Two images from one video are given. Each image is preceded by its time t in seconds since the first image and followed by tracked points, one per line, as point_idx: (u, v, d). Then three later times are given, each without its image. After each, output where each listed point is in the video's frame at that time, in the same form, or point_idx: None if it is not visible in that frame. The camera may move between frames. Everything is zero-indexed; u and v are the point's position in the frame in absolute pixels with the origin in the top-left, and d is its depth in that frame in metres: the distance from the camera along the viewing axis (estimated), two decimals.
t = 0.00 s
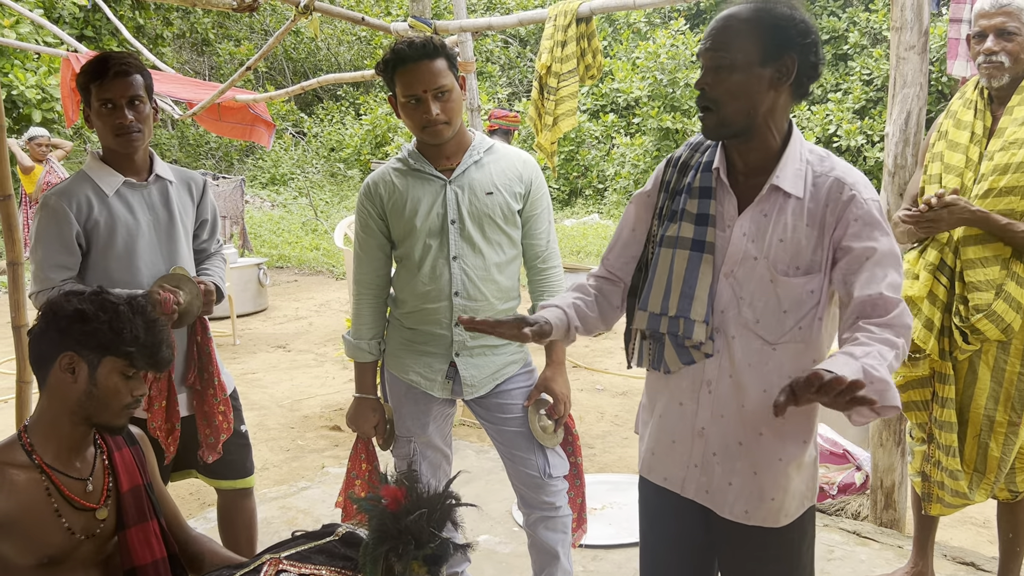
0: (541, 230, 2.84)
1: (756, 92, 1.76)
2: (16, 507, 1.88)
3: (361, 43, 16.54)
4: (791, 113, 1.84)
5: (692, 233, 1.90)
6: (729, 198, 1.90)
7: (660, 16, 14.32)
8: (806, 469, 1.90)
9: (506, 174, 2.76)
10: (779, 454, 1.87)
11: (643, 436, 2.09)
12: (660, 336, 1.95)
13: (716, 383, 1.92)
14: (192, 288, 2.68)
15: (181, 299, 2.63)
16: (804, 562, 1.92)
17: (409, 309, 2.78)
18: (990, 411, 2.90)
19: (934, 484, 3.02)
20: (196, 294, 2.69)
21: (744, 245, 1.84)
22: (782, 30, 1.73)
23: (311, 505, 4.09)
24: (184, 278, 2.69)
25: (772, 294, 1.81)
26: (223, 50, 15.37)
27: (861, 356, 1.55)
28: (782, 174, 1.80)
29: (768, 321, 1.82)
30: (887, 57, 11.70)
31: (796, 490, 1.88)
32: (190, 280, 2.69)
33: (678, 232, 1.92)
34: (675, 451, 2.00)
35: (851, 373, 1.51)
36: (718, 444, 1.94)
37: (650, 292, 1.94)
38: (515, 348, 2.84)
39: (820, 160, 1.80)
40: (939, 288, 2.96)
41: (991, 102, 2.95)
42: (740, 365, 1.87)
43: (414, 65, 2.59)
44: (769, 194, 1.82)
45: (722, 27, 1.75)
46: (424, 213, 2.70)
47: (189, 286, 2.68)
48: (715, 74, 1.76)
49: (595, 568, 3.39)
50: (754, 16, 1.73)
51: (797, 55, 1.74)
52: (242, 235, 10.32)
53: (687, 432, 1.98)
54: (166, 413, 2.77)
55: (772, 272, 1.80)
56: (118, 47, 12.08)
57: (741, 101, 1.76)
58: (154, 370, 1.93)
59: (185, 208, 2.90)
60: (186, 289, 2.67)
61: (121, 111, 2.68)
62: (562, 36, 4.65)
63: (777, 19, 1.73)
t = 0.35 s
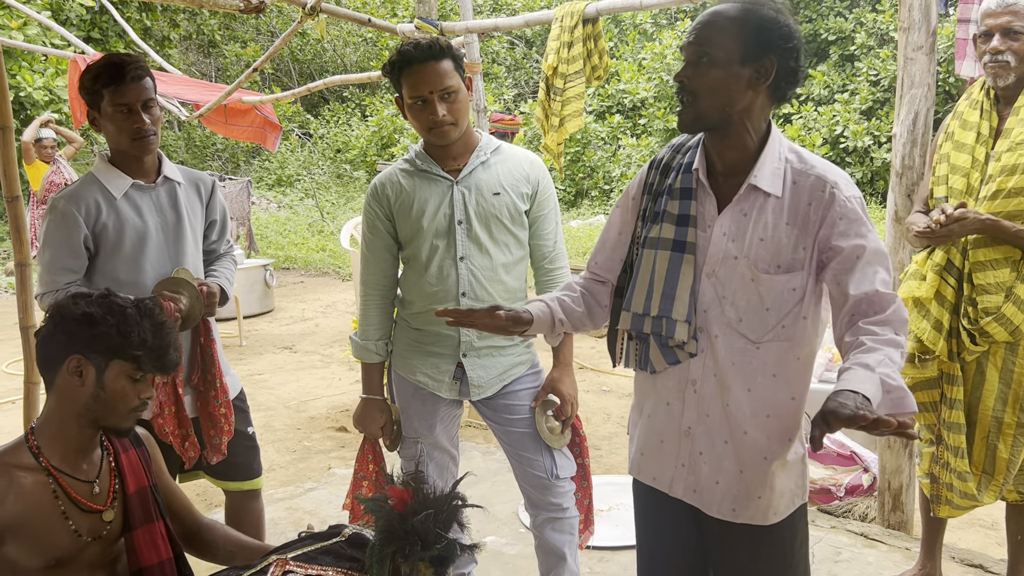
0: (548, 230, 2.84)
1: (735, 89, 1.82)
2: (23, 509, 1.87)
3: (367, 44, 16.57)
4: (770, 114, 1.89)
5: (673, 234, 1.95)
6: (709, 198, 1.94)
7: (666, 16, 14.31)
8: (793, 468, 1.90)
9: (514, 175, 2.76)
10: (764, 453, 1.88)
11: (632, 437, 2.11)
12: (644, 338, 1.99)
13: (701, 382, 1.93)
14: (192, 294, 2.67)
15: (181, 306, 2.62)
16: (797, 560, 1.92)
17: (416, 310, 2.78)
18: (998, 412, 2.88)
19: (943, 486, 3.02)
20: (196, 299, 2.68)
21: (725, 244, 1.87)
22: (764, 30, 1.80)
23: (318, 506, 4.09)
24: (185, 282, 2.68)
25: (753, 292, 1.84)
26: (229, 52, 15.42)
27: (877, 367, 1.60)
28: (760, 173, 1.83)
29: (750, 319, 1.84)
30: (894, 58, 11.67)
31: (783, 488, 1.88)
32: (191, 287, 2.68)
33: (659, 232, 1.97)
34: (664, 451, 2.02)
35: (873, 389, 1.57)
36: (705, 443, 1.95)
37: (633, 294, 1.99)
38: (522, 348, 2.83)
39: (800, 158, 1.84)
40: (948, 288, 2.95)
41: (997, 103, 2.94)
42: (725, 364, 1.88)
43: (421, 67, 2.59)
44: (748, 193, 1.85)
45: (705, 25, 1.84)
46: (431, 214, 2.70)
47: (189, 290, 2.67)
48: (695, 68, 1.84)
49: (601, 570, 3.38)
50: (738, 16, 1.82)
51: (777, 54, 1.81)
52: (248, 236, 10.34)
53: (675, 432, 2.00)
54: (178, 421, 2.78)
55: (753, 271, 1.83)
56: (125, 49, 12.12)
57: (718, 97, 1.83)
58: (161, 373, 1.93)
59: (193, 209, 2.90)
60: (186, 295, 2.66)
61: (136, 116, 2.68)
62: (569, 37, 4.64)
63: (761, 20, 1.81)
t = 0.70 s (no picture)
0: (555, 231, 2.85)
1: (729, 90, 1.82)
2: (33, 510, 1.87)
3: (373, 45, 16.60)
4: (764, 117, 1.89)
5: (667, 232, 1.96)
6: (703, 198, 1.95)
7: (672, 16, 14.29)
8: (786, 464, 1.88)
9: (521, 175, 2.75)
10: (756, 448, 1.87)
11: (628, 435, 2.11)
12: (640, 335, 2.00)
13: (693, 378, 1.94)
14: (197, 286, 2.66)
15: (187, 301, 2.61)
16: (796, 558, 1.90)
17: (423, 312, 2.77)
18: (1006, 413, 2.86)
19: (950, 486, 2.99)
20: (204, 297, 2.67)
21: (714, 243, 1.88)
22: (762, 33, 1.81)
23: (325, 507, 4.09)
24: (186, 275, 2.66)
25: (741, 291, 1.86)
26: (236, 53, 15.45)
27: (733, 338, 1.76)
28: (749, 174, 1.83)
29: (738, 317, 1.87)
30: (901, 57, 11.64)
31: (777, 485, 1.86)
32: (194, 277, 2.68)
33: (653, 230, 1.98)
34: (660, 447, 2.02)
35: (709, 350, 1.74)
36: (698, 439, 1.94)
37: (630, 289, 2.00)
38: (529, 349, 2.83)
39: (791, 158, 1.82)
40: (953, 289, 2.92)
41: (1007, 103, 2.92)
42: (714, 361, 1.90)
43: (427, 68, 2.59)
44: (736, 193, 1.86)
45: (706, 25, 1.84)
46: (439, 215, 2.69)
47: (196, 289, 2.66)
48: (693, 66, 1.84)
49: (609, 571, 3.38)
50: (740, 20, 1.82)
51: (773, 58, 1.81)
52: (255, 237, 10.36)
53: (670, 430, 1.99)
54: (176, 414, 2.76)
55: (739, 270, 1.85)
56: (132, 50, 12.16)
57: (710, 97, 1.83)
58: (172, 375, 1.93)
59: (201, 209, 2.91)
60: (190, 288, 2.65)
61: (157, 114, 2.71)
62: (576, 37, 4.64)
63: (763, 25, 1.81)
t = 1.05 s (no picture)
0: (561, 233, 2.85)
1: (725, 92, 1.84)
2: (44, 510, 1.88)
3: (379, 47, 16.65)
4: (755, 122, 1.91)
5: (659, 233, 1.96)
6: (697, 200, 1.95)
7: (677, 17, 14.30)
8: (782, 463, 1.89)
9: (527, 177, 2.76)
10: (751, 447, 1.88)
11: (626, 435, 2.11)
12: (635, 335, 1.99)
13: (689, 379, 1.94)
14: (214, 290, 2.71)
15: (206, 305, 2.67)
16: (795, 556, 1.92)
17: (431, 313, 2.79)
18: (1017, 413, 2.86)
19: (960, 488, 3.00)
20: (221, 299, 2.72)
21: (709, 244, 1.89)
22: (760, 37, 1.83)
23: (333, 507, 4.11)
24: (204, 278, 2.71)
25: (735, 292, 1.85)
26: (242, 55, 15.52)
27: (853, 367, 1.62)
28: (742, 175, 1.84)
29: (733, 318, 1.86)
30: (908, 57, 11.64)
31: (773, 484, 1.88)
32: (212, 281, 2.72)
33: (647, 232, 1.98)
34: (658, 447, 2.02)
35: (847, 387, 1.60)
36: (695, 440, 1.95)
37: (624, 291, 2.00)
38: (536, 350, 2.83)
39: (785, 160, 1.84)
40: (963, 289, 2.93)
41: (1015, 102, 2.91)
42: (710, 362, 1.89)
43: (433, 70, 2.60)
44: (730, 194, 1.87)
45: (705, 25, 1.85)
46: (445, 216, 2.71)
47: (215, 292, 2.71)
48: (690, 66, 1.85)
49: (616, 572, 3.38)
50: (740, 23, 1.83)
51: (770, 61, 1.83)
52: (262, 238, 10.41)
53: (667, 430, 2.00)
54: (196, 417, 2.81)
55: (734, 270, 1.85)
56: (139, 52, 12.22)
57: (703, 96, 1.84)
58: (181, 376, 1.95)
59: (211, 211, 2.93)
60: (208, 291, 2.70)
61: (169, 117, 2.73)
62: (582, 38, 4.65)
63: (763, 32, 1.83)
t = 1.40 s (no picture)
0: (567, 233, 2.85)
1: (723, 92, 1.83)
2: (52, 509, 1.88)
3: (385, 47, 16.68)
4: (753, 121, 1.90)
5: (660, 234, 1.97)
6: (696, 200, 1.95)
7: (683, 16, 14.28)
8: (785, 460, 1.88)
9: (533, 177, 2.76)
10: (752, 444, 1.87)
11: (631, 435, 2.11)
12: (637, 335, 2.00)
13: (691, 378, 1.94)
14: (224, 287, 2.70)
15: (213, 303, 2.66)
16: (800, 554, 1.90)
17: (436, 313, 2.79)
18: (1020, 413, 2.85)
19: (964, 487, 2.98)
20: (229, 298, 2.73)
21: (707, 244, 1.88)
22: (759, 38, 1.82)
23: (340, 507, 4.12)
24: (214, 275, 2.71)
25: (734, 290, 1.85)
26: (248, 56, 15.55)
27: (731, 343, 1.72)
28: (738, 175, 1.84)
29: (733, 316, 1.86)
30: (914, 56, 11.59)
31: (777, 480, 1.87)
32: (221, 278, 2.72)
33: (648, 233, 1.99)
34: (662, 447, 2.02)
35: (710, 359, 1.71)
36: (698, 438, 1.94)
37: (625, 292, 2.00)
38: (542, 351, 2.84)
39: (780, 158, 1.83)
40: (967, 288, 2.92)
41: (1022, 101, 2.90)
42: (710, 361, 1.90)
43: (438, 71, 2.61)
44: (726, 193, 1.86)
45: (705, 24, 1.84)
46: (451, 217, 2.71)
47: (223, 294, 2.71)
48: (689, 66, 1.84)
49: (623, 572, 3.38)
50: (739, 23, 1.83)
51: (769, 61, 1.82)
52: (268, 239, 10.43)
53: (671, 429, 2.00)
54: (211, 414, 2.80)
55: (732, 270, 1.85)
56: (145, 53, 12.25)
57: (700, 97, 1.84)
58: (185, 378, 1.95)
59: (217, 214, 2.94)
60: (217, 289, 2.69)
61: (178, 120, 2.74)
62: (588, 38, 4.64)
63: (762, 33, 1.83)
